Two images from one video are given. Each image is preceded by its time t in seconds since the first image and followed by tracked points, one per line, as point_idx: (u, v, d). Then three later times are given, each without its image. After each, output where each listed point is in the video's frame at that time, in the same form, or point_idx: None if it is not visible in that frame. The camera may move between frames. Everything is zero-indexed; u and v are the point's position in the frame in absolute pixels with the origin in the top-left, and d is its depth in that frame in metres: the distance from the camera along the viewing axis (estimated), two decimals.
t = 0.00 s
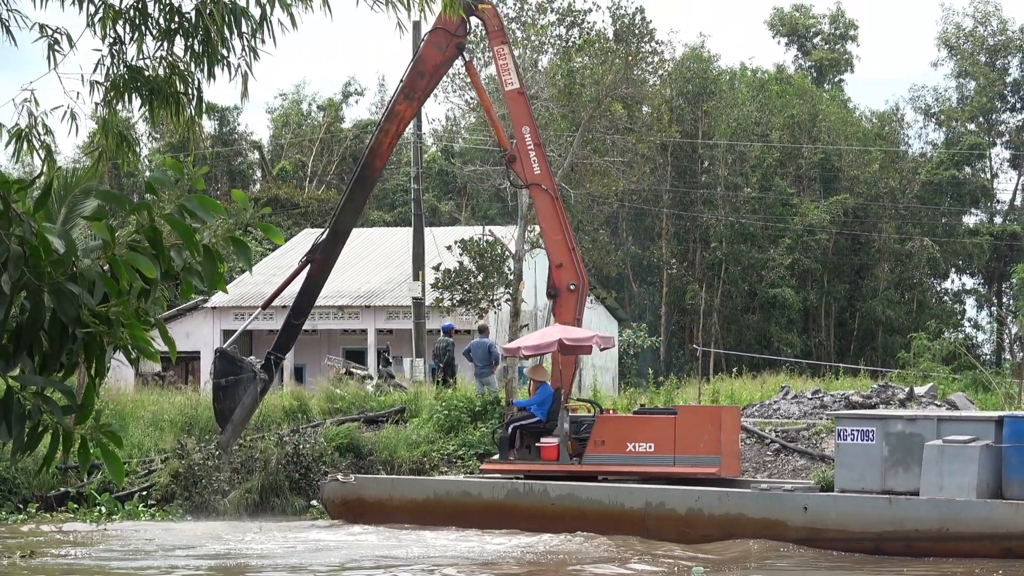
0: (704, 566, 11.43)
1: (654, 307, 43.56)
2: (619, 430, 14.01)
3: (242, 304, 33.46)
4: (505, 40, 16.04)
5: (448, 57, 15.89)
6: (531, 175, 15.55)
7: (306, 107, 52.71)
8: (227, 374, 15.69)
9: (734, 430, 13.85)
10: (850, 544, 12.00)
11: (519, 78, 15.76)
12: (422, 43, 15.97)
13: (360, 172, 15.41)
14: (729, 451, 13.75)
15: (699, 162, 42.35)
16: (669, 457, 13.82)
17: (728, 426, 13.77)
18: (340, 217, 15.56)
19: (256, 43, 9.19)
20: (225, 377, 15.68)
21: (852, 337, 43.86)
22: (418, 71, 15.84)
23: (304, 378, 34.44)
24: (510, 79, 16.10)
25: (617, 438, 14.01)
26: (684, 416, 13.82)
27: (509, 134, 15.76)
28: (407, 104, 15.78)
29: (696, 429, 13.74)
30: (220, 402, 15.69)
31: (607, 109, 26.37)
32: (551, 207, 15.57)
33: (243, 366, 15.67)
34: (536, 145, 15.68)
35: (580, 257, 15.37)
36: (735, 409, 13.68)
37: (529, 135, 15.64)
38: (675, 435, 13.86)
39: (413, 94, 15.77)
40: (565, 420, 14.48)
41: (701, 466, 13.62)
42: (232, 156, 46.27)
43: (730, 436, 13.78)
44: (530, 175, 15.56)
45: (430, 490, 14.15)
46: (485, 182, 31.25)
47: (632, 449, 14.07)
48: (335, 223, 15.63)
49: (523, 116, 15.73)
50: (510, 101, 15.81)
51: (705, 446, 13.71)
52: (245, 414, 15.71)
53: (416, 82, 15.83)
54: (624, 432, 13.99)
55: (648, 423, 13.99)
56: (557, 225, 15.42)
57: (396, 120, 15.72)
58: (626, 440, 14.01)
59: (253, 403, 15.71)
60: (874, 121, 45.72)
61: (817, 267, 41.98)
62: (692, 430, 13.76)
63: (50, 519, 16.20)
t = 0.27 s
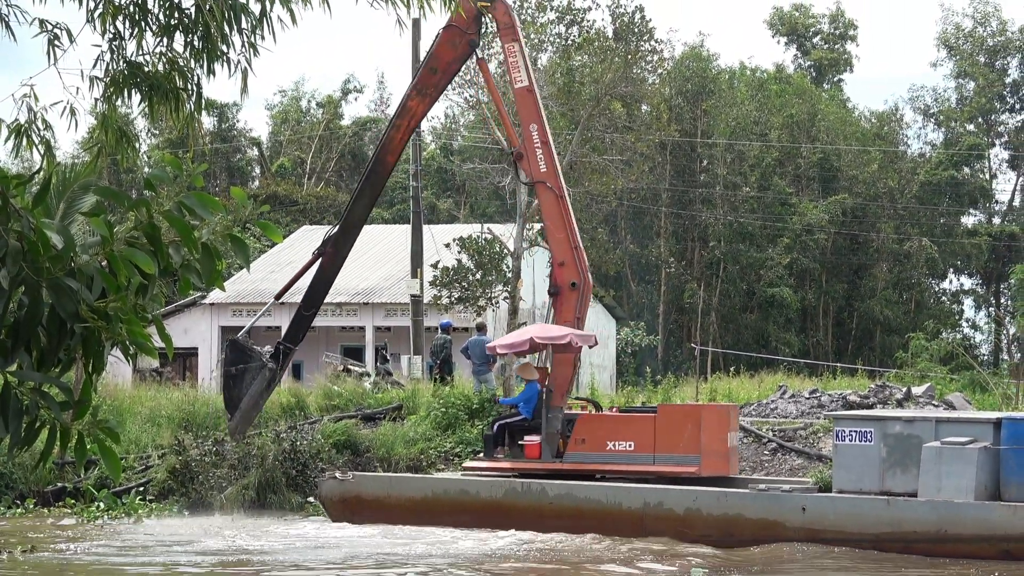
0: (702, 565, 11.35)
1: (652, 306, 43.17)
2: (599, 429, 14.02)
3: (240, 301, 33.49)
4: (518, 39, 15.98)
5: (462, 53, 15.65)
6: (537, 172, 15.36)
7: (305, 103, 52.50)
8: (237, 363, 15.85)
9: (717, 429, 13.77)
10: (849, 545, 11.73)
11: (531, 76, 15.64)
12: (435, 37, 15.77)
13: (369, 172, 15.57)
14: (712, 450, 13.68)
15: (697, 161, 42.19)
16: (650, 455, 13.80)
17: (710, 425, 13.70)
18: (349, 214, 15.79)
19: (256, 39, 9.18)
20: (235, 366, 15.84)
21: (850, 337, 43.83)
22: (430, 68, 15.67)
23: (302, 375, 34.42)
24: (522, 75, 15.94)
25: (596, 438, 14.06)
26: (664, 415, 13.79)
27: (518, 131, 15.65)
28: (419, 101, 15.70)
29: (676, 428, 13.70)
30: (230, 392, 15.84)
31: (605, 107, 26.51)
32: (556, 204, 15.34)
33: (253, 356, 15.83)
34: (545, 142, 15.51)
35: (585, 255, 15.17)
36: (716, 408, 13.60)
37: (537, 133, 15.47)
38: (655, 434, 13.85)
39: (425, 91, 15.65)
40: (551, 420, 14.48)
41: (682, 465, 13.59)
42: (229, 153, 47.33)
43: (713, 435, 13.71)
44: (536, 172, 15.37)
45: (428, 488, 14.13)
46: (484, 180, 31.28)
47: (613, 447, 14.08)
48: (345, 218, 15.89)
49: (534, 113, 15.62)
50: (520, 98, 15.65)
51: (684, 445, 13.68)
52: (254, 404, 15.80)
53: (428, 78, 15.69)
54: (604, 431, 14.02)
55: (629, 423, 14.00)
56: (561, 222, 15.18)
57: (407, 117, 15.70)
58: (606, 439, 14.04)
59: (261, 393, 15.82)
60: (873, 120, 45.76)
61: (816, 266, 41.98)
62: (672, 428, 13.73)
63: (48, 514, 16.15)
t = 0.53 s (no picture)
0: (702, 565, 11.31)
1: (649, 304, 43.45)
2: (575, 427, 13.95)
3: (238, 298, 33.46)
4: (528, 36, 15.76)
5: (473, 52, 15.70)
6: (540, 171, 15.22)
7: (303, 102, 52.52)
8: (260, 355, 16.58)
9: (694, 429, 13.60)
10: (848, 546, 11.66)
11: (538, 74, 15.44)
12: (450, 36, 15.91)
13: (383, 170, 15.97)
14: (688, 450, 13.52)
15: (695, 160, 42.50)
16: (626, 454, 13.68)
17: (687, 424, 13.54)
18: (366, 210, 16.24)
19: (255, 36, 9.18)
20: (258, 357, 16.58)
21: (847, 336, 43.34)
22: (443, 67, 15.80)
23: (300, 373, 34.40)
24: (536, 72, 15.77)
25: (574, 436, 13.99)
26: (640, 413, 13.68)
27: (525, 129, 15.52)
28: (432, 99, 15.84)
29: (652, 427, 13.56)
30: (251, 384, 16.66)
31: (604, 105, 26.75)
32: (558, 201, 15.17)
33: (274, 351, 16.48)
34: (551, 140, 15.35)
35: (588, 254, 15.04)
36: (690, 406, 13.44)
37: (542, 131, 15.32)
38: (632, 433, 13.73)
39: (439, 89, 15.78)
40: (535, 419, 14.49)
41: (655, 464, 13.45)
42: (228, 151, 47.34)
43: (690, 434, 13.55)
44: (539, 170, 15.22)
45: (426, 487, 14.15)
46: (482, 179, 31.31)
47: (591, 446, 14.00)
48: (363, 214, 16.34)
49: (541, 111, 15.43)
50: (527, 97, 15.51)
51: (660, 445, 13.54)
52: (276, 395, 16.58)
53: (441, 77, 15.80)
54: (582, 430, 13.93)
55: (608, 421, 13.90)
56: (563, 221, 15.03)
57: (421, 115, 15.92)
58: (585, 437, 13.95)
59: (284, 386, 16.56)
60: (871, 120, 45.77)
61: (814, 266, 41.98)
62: (648, 427, 13.61)
63: (46, 513, 16.06)
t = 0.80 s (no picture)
0: (699, 565, 11.28)
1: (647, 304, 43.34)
2: (549, 426, 13.96)
3: (235, 297, 33.44)
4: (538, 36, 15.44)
5: (487, 51, 15.83)
6: (541, 171, 15.11)
7: (301, 100, 52.77)
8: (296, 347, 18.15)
9: (663, 430, 13.40)
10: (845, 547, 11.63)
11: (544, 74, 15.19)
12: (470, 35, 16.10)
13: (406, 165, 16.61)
14: (654, 451, 13.35)
15: (692, 160, 41.91)
16: (595, 454, 13.62)
17: (653, 425, 13.37)
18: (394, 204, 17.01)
19: (252, 33, 9.16)
20: (295, 350, 18.13)
21: (844, 336, 43.76)
22: (460, 65, 16.06)
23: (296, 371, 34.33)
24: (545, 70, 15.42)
25: (550, 435, 13.99)
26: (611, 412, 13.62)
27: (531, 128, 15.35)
28: (450, 96, 16.17)
29: (618, 426, 13.46)
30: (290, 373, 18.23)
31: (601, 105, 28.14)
32: (558, 201, 15.04)
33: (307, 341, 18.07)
34: (555, 140, 15.14)
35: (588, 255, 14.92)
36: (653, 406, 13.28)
37: (544, 130, 15.12)
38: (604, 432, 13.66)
39: (456, 87, 16.07)
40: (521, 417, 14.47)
41: (619, 464, 13.39)
42: (226, 149, 47.27)
43: (657, 435, 13.37)
44: (541, 170, 15.06)
45: (423, 486, 14.14)
46: (480, 178, 31.31)
47: (569, 445, 13.99)
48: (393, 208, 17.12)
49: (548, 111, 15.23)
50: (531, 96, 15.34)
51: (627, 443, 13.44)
52: (313, 387, 18.11)
53: (459, 75, 16.09)
54: (557, 428, 13.92)
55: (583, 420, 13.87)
56: (562, 222, 14.91)
57: (442, 112, 16.34)
58: (559, 436, 13.94)
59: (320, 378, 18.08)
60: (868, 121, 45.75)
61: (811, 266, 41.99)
62: (615, 427, 13.53)
63: (43, 510, 16.08)
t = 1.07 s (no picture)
0: (694, 565, 11.27)
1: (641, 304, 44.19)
2: (522, 424, 14.00)
3: (231, 295, 33.44)
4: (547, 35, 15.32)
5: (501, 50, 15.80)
6: (543, 171, 15.04)
7: (298, 98, 52.90)
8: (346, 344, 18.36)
9: (627, 430, 13.24)
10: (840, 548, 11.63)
11: (548, 73, 15.05)
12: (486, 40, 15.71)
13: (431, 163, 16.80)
14: (616, 452, 13.24)
15: (689, 161, 42.54)
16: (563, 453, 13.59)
17: (615, 424, 13.26)
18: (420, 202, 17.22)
19: (251, 32, 9.16)
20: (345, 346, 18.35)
21: (839, 338, 43.76)
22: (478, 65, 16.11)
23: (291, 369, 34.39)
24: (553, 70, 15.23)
25: (526, 433, 13.96)
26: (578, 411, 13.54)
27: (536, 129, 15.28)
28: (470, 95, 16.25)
29: (581, 426, 13.40)
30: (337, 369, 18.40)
31: (599, 104, 28.44)
32: (558, 201, 14.95)
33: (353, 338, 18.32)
34: (557, 139, 15.02)
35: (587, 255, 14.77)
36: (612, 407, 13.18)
37: (546, 131, 15.04)
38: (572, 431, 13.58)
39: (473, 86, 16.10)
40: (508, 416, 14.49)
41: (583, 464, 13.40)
42: (223, 147, 46.83)
43: (619, 434, 13.25)
44: (541, 169, 15.02)
45: (420, 484, 14.13)
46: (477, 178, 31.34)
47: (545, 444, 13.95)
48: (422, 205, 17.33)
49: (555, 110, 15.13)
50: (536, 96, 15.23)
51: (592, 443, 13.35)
52: (350, 380, 17.06)
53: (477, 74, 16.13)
54: (533, 427, 13.89)
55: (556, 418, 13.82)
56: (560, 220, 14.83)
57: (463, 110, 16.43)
58: (535, 435, 13.90)
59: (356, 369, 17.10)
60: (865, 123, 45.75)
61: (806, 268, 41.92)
62: (580, 426, 13.49)
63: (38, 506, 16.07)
